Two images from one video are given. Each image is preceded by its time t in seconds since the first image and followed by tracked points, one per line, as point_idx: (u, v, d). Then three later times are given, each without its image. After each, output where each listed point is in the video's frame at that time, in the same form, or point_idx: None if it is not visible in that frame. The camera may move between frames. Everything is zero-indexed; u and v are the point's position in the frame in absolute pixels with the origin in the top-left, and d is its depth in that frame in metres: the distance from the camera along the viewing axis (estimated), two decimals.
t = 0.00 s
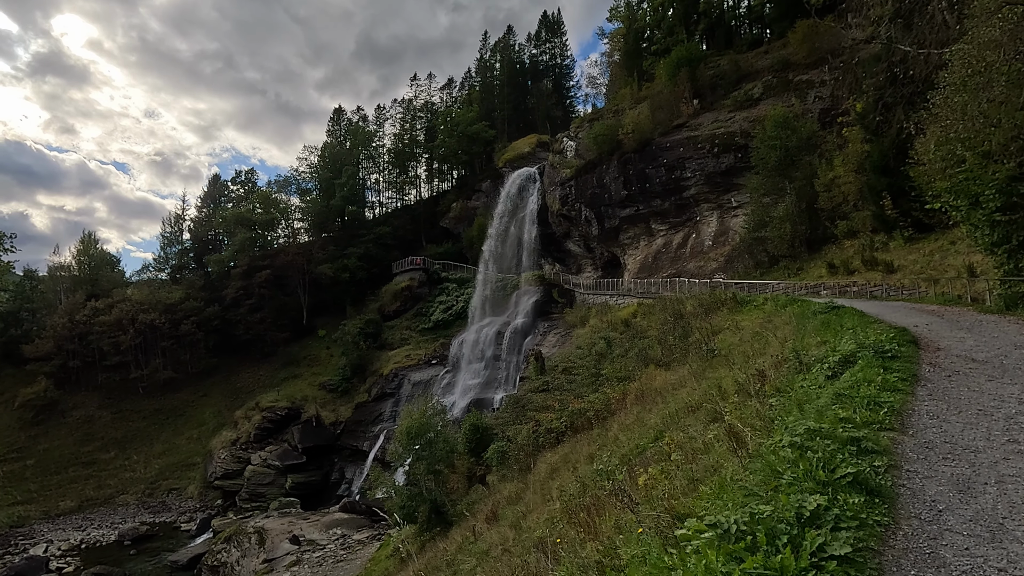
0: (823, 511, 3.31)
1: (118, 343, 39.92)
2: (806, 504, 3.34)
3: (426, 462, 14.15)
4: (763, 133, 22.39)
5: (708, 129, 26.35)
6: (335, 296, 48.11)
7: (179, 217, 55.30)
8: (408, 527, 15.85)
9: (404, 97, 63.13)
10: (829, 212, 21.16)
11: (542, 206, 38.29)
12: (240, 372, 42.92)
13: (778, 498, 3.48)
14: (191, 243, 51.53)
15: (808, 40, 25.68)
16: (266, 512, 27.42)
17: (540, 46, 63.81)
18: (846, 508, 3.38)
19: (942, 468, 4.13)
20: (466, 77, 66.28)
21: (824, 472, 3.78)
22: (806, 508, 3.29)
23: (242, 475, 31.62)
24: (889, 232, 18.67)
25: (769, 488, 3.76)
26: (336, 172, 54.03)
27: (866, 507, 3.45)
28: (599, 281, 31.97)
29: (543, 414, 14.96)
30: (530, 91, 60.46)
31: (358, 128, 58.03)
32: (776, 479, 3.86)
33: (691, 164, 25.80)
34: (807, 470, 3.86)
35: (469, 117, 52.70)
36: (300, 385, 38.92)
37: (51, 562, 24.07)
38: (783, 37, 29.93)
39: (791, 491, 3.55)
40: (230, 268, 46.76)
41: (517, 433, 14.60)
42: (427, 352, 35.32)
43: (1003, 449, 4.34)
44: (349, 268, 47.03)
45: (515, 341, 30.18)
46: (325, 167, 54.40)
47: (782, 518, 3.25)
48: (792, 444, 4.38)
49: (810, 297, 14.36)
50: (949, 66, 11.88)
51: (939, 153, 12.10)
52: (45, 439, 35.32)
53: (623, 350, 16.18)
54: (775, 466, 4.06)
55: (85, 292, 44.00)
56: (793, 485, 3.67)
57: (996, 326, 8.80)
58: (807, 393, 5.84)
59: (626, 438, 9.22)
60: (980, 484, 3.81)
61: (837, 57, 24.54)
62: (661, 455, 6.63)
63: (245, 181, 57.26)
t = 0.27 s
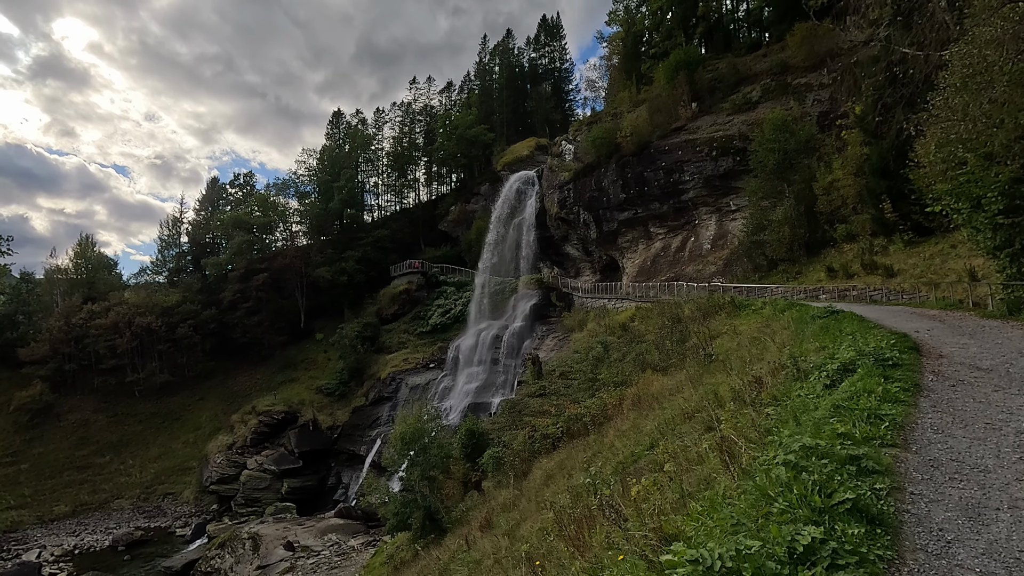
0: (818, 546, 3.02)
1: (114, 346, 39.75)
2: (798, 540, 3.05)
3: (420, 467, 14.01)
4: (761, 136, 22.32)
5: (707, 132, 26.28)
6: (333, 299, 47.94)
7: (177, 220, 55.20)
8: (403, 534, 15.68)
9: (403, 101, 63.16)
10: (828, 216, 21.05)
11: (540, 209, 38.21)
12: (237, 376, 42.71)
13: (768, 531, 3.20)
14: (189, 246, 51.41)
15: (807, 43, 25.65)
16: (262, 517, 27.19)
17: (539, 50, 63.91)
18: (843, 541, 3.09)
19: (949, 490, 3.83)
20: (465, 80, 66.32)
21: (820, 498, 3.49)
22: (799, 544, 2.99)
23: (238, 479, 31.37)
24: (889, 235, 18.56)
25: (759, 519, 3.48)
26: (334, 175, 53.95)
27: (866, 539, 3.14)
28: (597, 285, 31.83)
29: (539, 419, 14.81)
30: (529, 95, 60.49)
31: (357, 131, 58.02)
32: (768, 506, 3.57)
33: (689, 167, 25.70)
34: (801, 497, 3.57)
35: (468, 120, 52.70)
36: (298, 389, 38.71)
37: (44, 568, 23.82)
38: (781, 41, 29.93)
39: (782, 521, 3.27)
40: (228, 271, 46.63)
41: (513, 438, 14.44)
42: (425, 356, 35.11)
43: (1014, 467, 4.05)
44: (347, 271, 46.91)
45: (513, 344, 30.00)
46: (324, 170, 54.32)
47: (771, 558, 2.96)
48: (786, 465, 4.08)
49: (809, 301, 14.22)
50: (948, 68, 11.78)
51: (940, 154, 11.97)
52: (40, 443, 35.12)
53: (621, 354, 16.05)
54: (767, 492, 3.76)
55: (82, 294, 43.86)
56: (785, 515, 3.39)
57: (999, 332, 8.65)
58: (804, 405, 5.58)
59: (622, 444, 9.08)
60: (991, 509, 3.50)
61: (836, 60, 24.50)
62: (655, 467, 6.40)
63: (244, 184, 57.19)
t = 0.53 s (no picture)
0: None
1: (110, 349, 39.55)
2: None
3: (415, 473, 13.83)
4: (760, 138, 22.22)
5: (705, 134, 26.18)
6: (331, 302, 47.74)
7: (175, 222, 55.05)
8: (398, 541, 15.48)
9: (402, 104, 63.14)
10: (828, 219, 20.93)
11: (539, 211, 38.10)
12: (234, 379, 42.47)
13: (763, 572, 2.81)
14: (186, 249, 51.24)
15: (806, 46, 25.59)
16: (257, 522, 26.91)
17: (538, 53, 63.97)
18: None
19: (962, 517, 3.45)
20: (464, 83, 66.33)
21: (821, 530, 3.05)
22: None
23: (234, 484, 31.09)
24: (889, 238, 18.42)
25: (752, 555, 3.08)
26: (332, 177, 53.83)
27: None
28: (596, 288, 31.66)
29: (536, 424, 14.62)
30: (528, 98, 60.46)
31: (356, 134, 57.96)
32: (762, 541, 3.11)
33: (688, 170, 25.58)
34: (798, 530, 3.14)
35: (467, 123, 52.66)
36: (295, 392, 38.46)
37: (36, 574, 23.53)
38: (780, 44, 29.87)
39: (780, 561, 2.86)
40: (225, 273, 46.46)
41: (509, 444, 14.25)
42: (423, 359, 34.85)
43: None
44: (346, 274, 46.75)
45: (511, 348, 29.79)
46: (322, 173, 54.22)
47: None
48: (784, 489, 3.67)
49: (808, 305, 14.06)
50: (949, 68, 11.65)
51: (942, 155, 11.80)
52: (35, 447, 34.89)
53: (619, 358, 15.89)
54: (762, 522, 3.37)
55: (78, 297, 43.67)
56: (783, 550, 3.00)
57: (1003, 337, 8.50)
58: (802, 422, 5.23)
59: (618, 450, 8.93)
60: (1012, 542, 3.13)
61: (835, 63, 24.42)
62: (650, 478, 6.20)
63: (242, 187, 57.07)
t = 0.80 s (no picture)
0: None
1: (107, 351, 39.40)
2: None
3: (409, 477, 13.68)
4: (759, 139, 22.09)
5: (704, 135, 26.05)
6: (329, 304, 47.56)
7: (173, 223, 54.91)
8: (392, 546, 15.33)
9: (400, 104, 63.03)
10: (827, 220, 20.78)
11: (537, 212, 37.97)
12: (231, 381, 42.31)
13: None
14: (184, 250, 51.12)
15: (805, 46, 25.46)
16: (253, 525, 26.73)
17: (537, 54, 63.90)
18: None
19: (968, 551, 3.05)
20: (463, 84, 66.23)
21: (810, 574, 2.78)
22: None
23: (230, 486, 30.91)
24: (888, 240, 18.27)
25: None
26: (331, 178, 53.70)
27: None
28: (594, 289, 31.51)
29: (531, 428, 14.46)
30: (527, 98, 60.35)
31: (355, 135, 57.85)
32: None
33: (686, 171, 25.45)
34: (785, 575, 2.87)
35: (466, 124, 52.55)
36: (292, 394, 38.27)
37: None
38: (779, 44, 29.76)
39: None
40: (223, 275, 46.35)
41: (505, 448, 14.08)
42: (420, 361, 34.62)
43: None
44: (343, 275, 46.61)
45: (509, 350, 29.62)
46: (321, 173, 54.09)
47: None
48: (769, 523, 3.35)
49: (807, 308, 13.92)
50: (949, 67, 11.49)
51: (943, 155, 11.65)
52: (31, 449, 34.77)
53: (616, 360, 15.75)
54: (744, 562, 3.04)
55: (75, 299, 43.52)
56: None
57: (1005, 342, 8.36)
58: (797, 437, 4.97)
59: (613, 456, 8.79)
60: None
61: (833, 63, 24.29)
62: (641, 488, 6.05)
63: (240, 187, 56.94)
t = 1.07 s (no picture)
0: None
1: (100, 352, 39.12)
2: None
3: (400, 480, 13.52)
4: (755, 140, 22.00)
5: (700, 136, 25.95)
6: (325, 305, 47.33)
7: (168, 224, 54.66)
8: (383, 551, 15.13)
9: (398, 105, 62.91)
10: (823, 222, 20.68)
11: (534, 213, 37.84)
12: (226, 383, 42.05)
13: None
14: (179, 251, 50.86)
15: (801, 47, 25.38)
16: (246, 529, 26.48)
17: (535, 55, 63.87)
18: None
19: None
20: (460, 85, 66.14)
21: None
22: None
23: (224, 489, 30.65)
24: (884, 241, 18.14)
25: None
26: (327, 179, 53.53)
27: None
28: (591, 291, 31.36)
29: (524, 431, 14.29)
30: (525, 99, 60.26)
31: (352, 135, 57.69)
32: None
33: (682, 172, 25.34)
34: None
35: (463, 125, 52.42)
36: (287, 395, 38.01)
37: None
38: (775, 45, 29.70)
39: None
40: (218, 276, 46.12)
41: (497, 451, 13.90)
42: (416, 363, 34.39)
43: None
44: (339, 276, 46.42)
45: (504, 352, 29.45)
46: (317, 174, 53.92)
47: None
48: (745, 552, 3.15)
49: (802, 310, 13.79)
50: (945, 67, 11.37)
51: (939, 155, 11.52)
52: (22, 451, 34.50)
53: (610, 363, 15.60)
54: None
55: (68, 300, 43.25)
56: None
57: (1001, 346, 8.22)
58: (782, 453, 4.77)
59: (604, 461, 8.63)
60: None
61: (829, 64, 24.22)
62: (626, 498, 5.90)
63: (236, 188, 56.72)
